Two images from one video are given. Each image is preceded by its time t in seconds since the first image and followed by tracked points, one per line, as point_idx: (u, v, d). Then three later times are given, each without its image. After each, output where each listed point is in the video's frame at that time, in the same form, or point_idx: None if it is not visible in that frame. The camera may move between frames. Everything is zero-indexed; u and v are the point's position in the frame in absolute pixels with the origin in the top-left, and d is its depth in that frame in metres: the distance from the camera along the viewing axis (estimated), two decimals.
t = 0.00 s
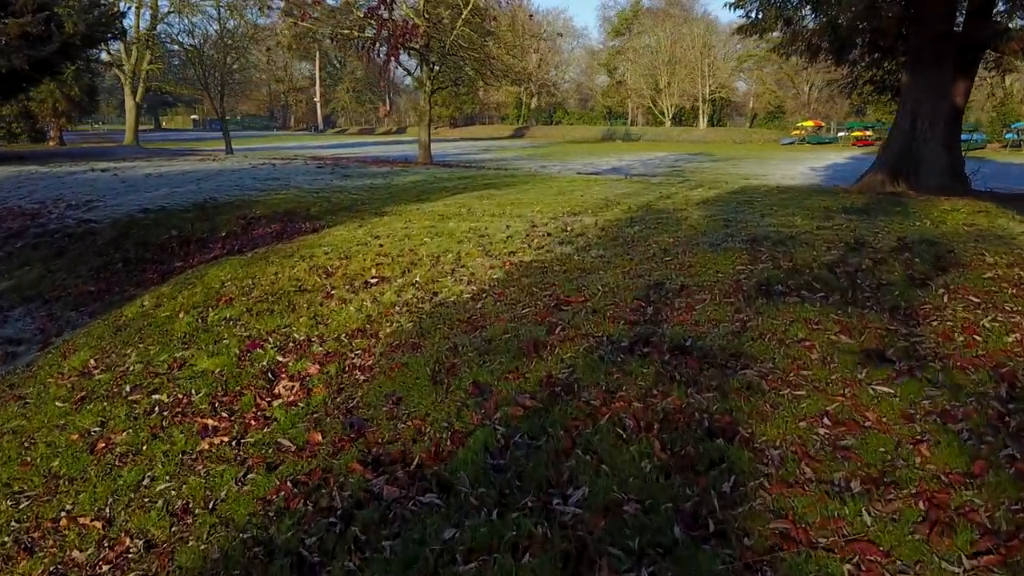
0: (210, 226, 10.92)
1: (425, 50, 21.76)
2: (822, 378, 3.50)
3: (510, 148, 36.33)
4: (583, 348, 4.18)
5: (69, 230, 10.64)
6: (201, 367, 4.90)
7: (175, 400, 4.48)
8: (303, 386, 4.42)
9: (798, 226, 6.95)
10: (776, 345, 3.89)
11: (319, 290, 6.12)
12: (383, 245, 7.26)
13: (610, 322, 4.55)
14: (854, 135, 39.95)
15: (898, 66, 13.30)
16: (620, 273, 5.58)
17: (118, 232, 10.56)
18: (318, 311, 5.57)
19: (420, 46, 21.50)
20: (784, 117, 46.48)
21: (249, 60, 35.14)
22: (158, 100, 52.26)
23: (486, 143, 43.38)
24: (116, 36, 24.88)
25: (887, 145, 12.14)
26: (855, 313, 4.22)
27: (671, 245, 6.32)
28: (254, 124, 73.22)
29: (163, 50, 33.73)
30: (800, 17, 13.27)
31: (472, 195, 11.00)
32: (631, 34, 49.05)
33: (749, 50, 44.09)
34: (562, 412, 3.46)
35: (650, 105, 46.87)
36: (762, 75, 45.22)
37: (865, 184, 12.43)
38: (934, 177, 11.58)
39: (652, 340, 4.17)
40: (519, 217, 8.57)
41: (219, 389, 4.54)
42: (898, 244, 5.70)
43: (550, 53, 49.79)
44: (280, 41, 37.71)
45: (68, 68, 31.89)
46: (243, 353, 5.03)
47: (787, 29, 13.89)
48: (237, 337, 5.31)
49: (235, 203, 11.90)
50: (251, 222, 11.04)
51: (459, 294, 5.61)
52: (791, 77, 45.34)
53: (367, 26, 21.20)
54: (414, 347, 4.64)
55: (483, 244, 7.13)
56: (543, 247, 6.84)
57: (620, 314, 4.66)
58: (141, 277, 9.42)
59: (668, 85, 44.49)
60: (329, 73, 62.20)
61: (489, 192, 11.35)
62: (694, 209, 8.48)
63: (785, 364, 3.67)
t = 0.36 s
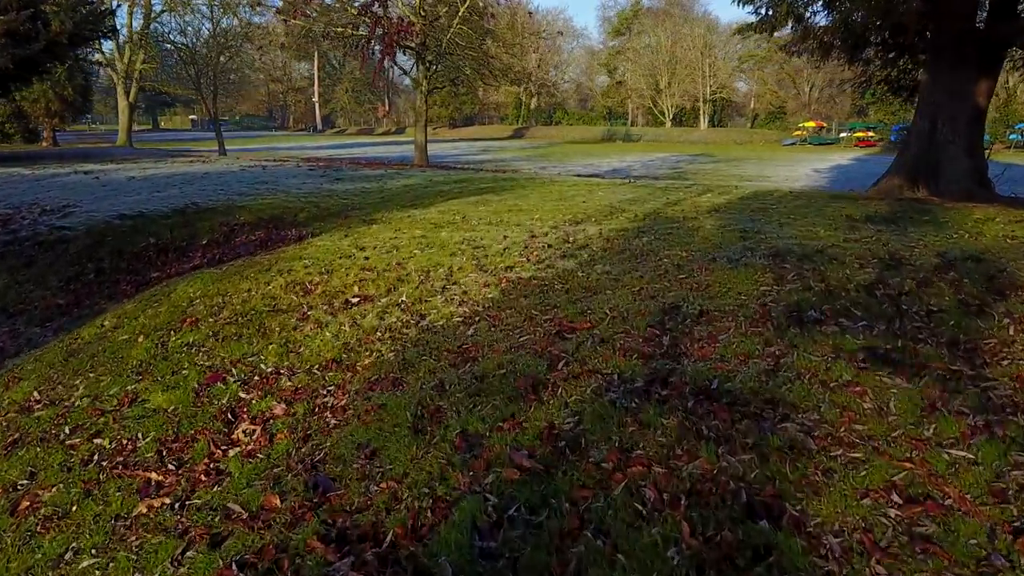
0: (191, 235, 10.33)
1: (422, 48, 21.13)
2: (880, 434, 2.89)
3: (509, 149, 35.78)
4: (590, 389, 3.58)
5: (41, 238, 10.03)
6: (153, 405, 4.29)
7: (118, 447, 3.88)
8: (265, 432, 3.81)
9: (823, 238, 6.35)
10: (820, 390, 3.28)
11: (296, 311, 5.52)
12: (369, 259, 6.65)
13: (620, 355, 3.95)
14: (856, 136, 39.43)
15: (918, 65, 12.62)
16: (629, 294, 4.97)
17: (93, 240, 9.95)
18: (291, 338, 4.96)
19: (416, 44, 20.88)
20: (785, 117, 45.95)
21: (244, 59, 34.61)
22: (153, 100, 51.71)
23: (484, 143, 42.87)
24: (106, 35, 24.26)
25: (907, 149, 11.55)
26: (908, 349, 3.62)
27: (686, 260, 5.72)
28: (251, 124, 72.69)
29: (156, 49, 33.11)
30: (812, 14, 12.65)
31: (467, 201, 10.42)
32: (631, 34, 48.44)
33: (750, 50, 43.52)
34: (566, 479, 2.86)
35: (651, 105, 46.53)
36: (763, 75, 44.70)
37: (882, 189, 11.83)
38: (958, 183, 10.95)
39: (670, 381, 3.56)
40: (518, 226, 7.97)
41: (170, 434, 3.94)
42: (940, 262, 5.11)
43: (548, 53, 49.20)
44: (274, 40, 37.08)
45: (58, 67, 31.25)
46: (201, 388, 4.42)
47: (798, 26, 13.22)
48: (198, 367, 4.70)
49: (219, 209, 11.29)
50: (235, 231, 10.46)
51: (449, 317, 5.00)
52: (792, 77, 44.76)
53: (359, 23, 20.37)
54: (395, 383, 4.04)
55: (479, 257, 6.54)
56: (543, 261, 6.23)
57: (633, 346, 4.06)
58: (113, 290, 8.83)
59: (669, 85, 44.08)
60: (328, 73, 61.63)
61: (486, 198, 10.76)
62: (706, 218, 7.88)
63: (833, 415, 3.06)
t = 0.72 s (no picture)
0: (169, 243, 9.72)
1: (418, 46, 20.43)
2: (974, 520, 2.27)
3: (508, 150, 35.18)
4: (602, 446, 2.96)
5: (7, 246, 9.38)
6: (88, 453, 3.66)
7: (38, 509, 3.24)
8: (212, 493, 3.18)
9: (853, 251, 5.75)
10: (886, 453, 2.66)
11: (265, 336, 4.90)
12: (351, 274, 6.03)
13: (636, 401, 3.32)
14: (858, 136, 38.87)
15: (937, 59, 12.09)
16: (643, 319, 4.35)
17: (62, 247, 9.31)
18: (257, 368, 4.34)
19: (412, 42, 20.24)
20: (787, 117, 45.41)
21: (237, 58, 33.88)
22: (148, 100, 51.06)
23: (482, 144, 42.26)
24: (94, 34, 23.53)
25: (927, 151, 10.97)
26: (984, 398, 3.00)
27: (704, 278, 5.11)
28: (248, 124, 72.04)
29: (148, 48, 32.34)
30: (824, 9, 12.16)
31: (463, 206, 9.83)
32: (631, 34, 47.85)
33: (751, 50, 42.94)
34: None
35: (652, 106, 45.89)
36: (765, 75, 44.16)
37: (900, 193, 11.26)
38: (980, 186, 10.38)
39: (699, 437, 2.94)
40: (515, 235, 7.38)
41: (101, 492, 3.30)
42: (994, 283, 4.50)
43: (547, 53, 48.60)
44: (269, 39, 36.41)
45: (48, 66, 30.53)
46: (146, 431, 3.78)
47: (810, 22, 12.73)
48: (146, 405, 4.07)
49: (200, 214, 10.67)
50: (216, 239, 9.85)
51: (437, 345, 4.38)
52: (794, 77, 44.17)
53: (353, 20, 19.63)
54: (369, 431, 3.42)
55: (472, 271, 5.94)
56: (544, 276, 5.62)
57: (651, 387, 3.44)
58: (81, 302, 8.19)
59: (669, 86, 43.42)
60: (326, 73, 61.02)
61: (482, 202, 10.18)
62: (720, 226, 7.28)
63: (908, 490, 2.44)
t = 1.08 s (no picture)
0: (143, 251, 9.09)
1: (413, 43, 19.70)
2: None
3: (506, 150, 34.43)
4: (618, 531, 2.33)
5: None
6: None
7: None
8: None
9: (890, 265, 5.12)
10: (992, 552, 2.03)
11: (224, 367, 4.27)
12: (329, 290, 5.41)
13: (658, 463, 2.69)
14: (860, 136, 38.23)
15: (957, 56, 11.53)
16: (661, 350, 3.71)
17: (27, 255, 8.66)
18: (208, 408, 3.70)
19: (407, 39, 19.56)
20: (789, 117, 44.83)
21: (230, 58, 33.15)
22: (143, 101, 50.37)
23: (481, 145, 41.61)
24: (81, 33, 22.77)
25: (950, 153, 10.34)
26: None
27: (727, 298, 4.49)
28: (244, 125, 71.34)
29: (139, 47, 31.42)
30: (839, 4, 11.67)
31: (458, 211, 9.21)
32: (631, 33, 47.23)
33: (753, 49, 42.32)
34: None
35: (652, 106, 45.24)
36: (767, 75, 43.58)
37: (921, 196, 10.63)
38: (1009, 189, 9.71)
39: (741, 519, 2.30)
40: (512, 245, 6.76)
41: None
42: None
43: (546, 53, 47.94)
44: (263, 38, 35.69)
45: (37, 65, 29.75)
46: (65, 490, 3.13)
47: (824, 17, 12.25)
48: (71, 454, 3.42)
49: (177, 220, 10.04)
50: (193, 247, 9.23)
51: (418, 381, 3.74)
52: (796, 77, 43.65)
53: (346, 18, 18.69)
54: (329, 499, 2.78)
55: (463, 287, 5.32)
56: (544, 294, 4.99)
57: (675, 444, 2.80)
58: (43, 315, 7.56)
59: (669, 87, 42.78)
60: (326, 74, 60.35)
61: (478, 207, 9.59)
62: (735, 235, 6.67)
63: None
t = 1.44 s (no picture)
0: (112, 259, 8.45)
1: (408, 40, 18.98)
2: None
3: (506, 151, 33.83)
4: None
5: None
6: None
7: None
8: None
9: (938, 283, 4.49)
10: None
11: (166, 406, 3.62)
12: (299, 310, 4.78)
13: (692, 561, 2.04)
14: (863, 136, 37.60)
15: (981, 51, 10.88)
16: (684, 394, 3.07)
17: None
18: (136, 462, 3.06)
19: (402, 36, 18.93)
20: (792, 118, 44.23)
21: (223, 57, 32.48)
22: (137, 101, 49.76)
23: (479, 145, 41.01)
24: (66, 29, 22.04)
25: (976, 153, 9.68)
26: None
27: (756, 325, 3.85)
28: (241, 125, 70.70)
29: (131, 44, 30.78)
30: None
31: (450, 215, 8.58)
32: (632, 33, 46.59)
33: (754, 49, 41.72)
34: None
35: (653, 105, 44.66)
36: (769, 74, 42.99)
37: (944, 200, 9.99)
38: None
39: None
40: (508, 255, 6.13)
41: None
42: None
43: (545, 53, 47.34)
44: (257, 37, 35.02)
45: (24, 63, 28.97)
46: None
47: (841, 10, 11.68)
48: None
49: (151, 224, 9.39)
50: (165, 256, 8.58)
51: (390, 429, 3.10)
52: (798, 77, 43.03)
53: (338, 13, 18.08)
54: None
55: (451, 306, 4.69)
56: (542, 315, 4.37)
57: (711, 531, 2.16)
58: None
59: (670, 87, 42.18)
60: (325, 73, 59.65)
61: (473, 211, 8.97)
62: (753, 245, 6.04)
63: None
